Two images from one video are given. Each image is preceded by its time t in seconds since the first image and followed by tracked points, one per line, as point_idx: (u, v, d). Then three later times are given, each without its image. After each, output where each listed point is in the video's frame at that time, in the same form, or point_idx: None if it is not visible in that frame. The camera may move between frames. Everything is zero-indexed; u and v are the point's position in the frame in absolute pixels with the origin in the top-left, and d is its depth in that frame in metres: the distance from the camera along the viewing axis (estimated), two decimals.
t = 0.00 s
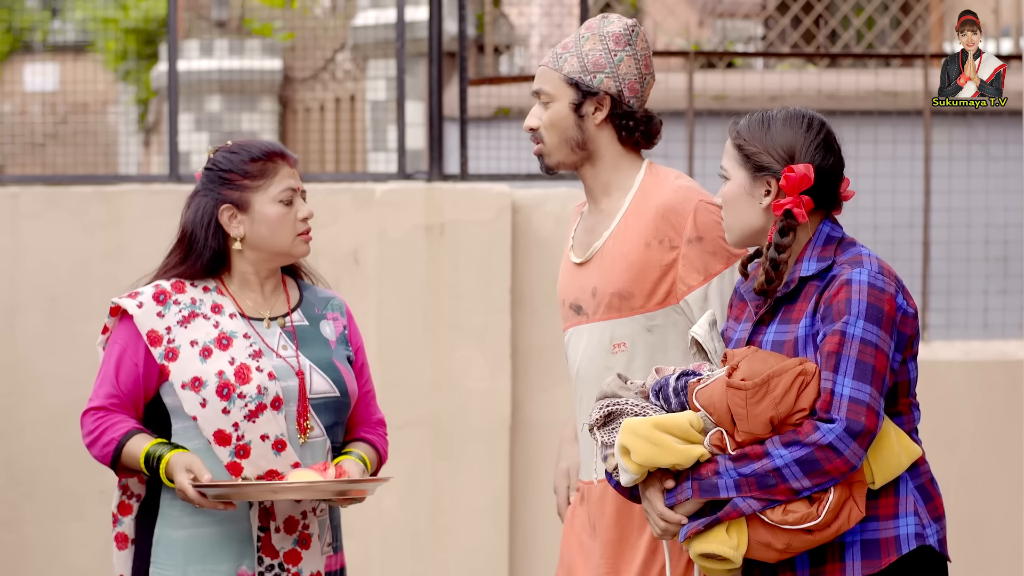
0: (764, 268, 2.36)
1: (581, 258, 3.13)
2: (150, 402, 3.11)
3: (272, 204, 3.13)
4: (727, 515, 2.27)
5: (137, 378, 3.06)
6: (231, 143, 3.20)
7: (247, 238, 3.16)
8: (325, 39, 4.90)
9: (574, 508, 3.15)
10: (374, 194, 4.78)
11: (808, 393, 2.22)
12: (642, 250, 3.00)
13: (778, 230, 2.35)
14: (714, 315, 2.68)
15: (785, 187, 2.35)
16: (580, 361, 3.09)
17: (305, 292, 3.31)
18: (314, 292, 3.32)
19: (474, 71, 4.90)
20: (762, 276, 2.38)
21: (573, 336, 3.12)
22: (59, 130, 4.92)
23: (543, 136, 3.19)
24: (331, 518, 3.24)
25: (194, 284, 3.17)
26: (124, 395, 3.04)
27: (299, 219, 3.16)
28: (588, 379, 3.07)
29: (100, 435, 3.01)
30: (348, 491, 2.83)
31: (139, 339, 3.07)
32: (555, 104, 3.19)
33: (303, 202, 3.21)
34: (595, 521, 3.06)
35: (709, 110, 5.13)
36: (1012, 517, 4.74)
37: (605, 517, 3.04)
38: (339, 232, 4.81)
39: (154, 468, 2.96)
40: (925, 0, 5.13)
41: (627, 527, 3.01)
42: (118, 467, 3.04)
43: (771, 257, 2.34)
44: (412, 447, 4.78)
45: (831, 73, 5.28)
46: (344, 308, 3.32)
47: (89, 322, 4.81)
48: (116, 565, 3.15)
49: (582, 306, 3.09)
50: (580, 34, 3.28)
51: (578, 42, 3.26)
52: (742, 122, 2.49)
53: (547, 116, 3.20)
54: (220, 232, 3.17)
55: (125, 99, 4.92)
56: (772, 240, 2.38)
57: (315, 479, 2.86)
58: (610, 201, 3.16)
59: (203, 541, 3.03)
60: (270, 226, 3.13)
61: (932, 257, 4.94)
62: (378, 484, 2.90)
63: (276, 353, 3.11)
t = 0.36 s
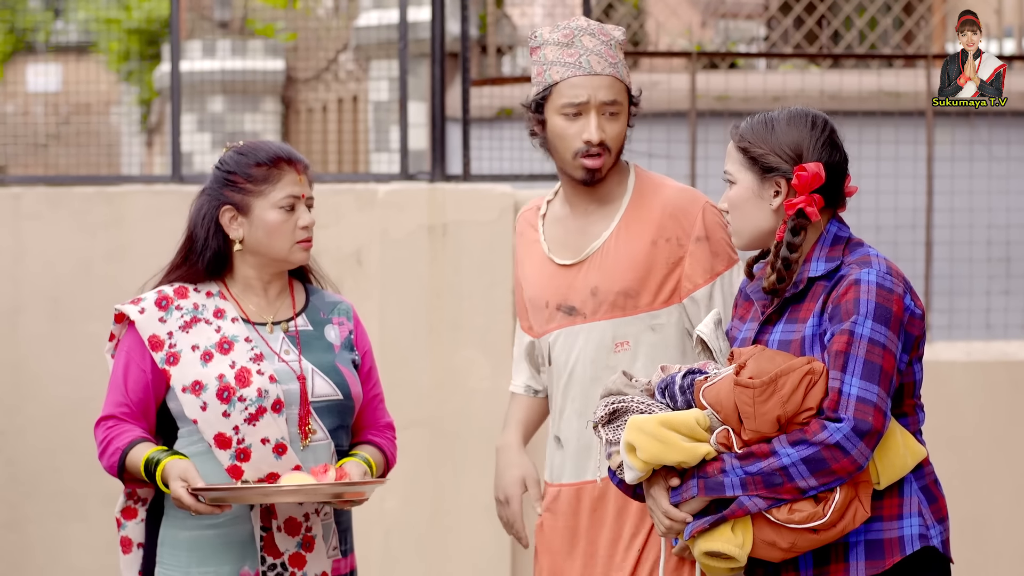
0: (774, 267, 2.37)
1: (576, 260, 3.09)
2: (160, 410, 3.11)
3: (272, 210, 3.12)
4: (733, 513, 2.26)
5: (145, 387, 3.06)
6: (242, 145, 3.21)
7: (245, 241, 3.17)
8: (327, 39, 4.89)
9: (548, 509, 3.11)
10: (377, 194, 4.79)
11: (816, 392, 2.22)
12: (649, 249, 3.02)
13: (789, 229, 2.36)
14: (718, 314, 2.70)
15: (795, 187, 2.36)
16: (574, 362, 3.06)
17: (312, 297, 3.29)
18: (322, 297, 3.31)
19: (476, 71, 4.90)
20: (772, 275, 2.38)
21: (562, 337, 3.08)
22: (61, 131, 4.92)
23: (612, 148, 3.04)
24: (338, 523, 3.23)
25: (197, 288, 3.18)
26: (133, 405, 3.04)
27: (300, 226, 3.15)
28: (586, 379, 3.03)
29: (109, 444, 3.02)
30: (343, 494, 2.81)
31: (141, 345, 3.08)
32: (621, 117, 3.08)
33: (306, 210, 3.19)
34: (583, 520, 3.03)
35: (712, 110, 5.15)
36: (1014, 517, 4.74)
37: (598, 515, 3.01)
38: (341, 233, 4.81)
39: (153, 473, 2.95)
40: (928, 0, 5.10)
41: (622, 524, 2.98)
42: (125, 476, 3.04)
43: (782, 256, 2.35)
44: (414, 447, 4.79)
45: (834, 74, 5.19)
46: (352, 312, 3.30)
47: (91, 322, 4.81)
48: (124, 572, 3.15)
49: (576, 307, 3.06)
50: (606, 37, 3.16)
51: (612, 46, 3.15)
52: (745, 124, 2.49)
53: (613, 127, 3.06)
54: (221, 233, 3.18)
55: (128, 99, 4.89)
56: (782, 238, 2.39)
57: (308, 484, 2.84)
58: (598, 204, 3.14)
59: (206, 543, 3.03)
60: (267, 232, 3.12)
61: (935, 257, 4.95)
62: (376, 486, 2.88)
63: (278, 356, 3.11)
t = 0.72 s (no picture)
0: (777, 267, 2.38)
1: (607, 256, 3.08)
2: (160, 408, 3.11)
3: (272, 210, 3.12)
4: (736, 513, 2.27)
5: (145, 383, 3.06)
6: (241, 146, 3.21)
7: (246, 241, 3.16)
8: (328, 39, 4.89)
9: (557, 508, 3.11)
10: (378, 194, 4.79)
11: (820, 392, 2.22)
12: (682, 251, 3.04)
13: (791, 230, 2.37)
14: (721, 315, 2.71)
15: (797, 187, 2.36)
16: (599, 361, 3.04)
17: (313, 293, 3.29)
18: (323, 293, 3.30)
19: (477, 71, 4.90)
20: (776, 275, 2.38)
21: (589, 334, 3.06)
22: (62, 131, 4.91)
23: (585, 147, 3.02)
24: (341, 520, 3.21)
25: (197, 285, 3.18)
26: (134, 402, 3.04)
27: (300, 226, 3.14)
28: (605, 379, 3.03)
29: (110, 442, 3.02)
30: (339, 492, 2.81)
31: (141, 341, 3.08)
32: (597, 115, 3.04)
33: (306, 209, 3.18)
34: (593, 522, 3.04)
35: (712, 110, 5.13)
36: (1015, 517, 4.74)
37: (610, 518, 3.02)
38: (342, 233, 4.81)
39: (154, 470, 2.94)
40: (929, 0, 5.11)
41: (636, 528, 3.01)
42: (126, 474, 3.04)
43: (784, 256, 2.36)
44: (415, 448, 4.80)
45: (835, 73, 5.20)
46: (355, 309, 3.30)
47: (92, 322, 4.81)
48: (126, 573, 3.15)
49: (604, 305, 3.06)
50: (610, 38, 3.13)
51: (613, 48, 3.11)
52: (749, 122, 2.49)
53: (587, 124, 3.03)
54: (220, 234, 3.18)
55: (128, 99, 4.89)
56: (785, 239, 2.39)
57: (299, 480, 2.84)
58: (626, 200, 3.14)
59: (208, 540, 3.03)
60: (267, 231, 3.12)
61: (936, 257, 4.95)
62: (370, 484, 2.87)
63: (277, 352, 3.11)
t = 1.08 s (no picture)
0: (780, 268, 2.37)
1: (596, 257, 3.11)
2: (163, 405, 3.11)
3: (277, 210, 3.12)
4: (742, 513, 2.26)
5: (150, 379, 3.06)
6: (246, 147, 3.20)
7: (252, 242, 3.16)
8: (330, 39, 4.88)
9: (565, 506, 3.12)
10: (380, 194, 4.79)
11: (825, 392, 2.22)
12: (668, 252, 3.03)
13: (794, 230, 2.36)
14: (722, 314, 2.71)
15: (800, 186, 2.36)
16: (592, 361, 3.08)
17: (317, 289, 3.29)
18: (328, 290, 3.31)
19: (479, 71, 4.90)
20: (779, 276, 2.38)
21: (582, 335, 3.10)
22: (64, 131, 4.91)
23: (563, 142, 3.08)
24: (344, 516, 3.23)
25: (202, 283, 3.18)
26: (138, 398, 3.04)
27: (306, 226, 3.14)
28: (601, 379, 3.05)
29: (114, 438, 3.00)
30: (342, 487, 2.81)
31: (146, 337, 3.08)
32: (577, 111, 3.09)
33: (312, 210, 3.18)
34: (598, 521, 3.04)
35: (715, 111, 5.12)
36: (1018, 517, 4.74)
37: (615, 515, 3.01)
38: (344, 233, 4.81)
39: (159, 467, 2.94)
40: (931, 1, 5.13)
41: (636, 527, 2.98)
42: (131, 471, 3.02)
43: (787, 256, 2.34)
44: (418, 448, 4.80)
45: (837, 73, 5.25)
46: (360, 305, 3.31)
47: (95, 322, 4.81)
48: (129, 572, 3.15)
49: (594, 305, 3.08)
50: (591, 36, 3.17)
51: (593, 45, 3.15)
52: (755, 120, 2.48)
53: (566, 120, 3.09)
54: (226, 235, 3.18)
55: (131, 99, 4.88)
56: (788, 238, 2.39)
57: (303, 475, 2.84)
58: (623, 200, 3.14)
59: (213, 537, 3.03)
60: (273, 232, 3.12)
61: (938, 257, 4.96)
62: (374, 480, 2.88)
63: (283, 347, 3.11)
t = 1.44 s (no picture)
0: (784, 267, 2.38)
1: (608, 258, 3.08)
2: (165, 413, 3.11)
3: (279, 209, 3.12)
4: (744, 516, 2.27)
5: (151, 388, 3.06)
6: (246, 145, 3.20)
7: (253, 241, 3.17)
8: (333, 39, 4.88)
9: (565, 510, 3.10)
10: (382, 194, 4.79)
11: (826, 394, 2.22)
12: (683, 248, 3.06)
13: (797, 229, 2.36)
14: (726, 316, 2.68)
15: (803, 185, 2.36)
16: (604, 362, 3.05)
17: (318, 296, 3.29)
18: (329, 296, 3.31)
19: (482, 71, 4.89)
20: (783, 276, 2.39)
21: (593, 337, 3.06)
22: (67, 131, 4.91)
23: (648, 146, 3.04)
24: (347, 522, 3.22)
25: (202, 288, 3.17)
26: (140, 406, 3.04)
27: (307, 225, 3.14)
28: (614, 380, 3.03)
29: (116, 446, 3.00)
30: (345, 500, 2.79)
31: (147, 346, 3.08)
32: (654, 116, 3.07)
33: (313, 208, 3.18)
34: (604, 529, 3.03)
35: (717, 110, 5.15)
36: (1020, 517, 4.74)
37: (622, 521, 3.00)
38: (347, 233, 4.81)
39: (161, 475, 2.94)
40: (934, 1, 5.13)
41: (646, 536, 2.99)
42: (132, 479, 3.03)
43: (791, 256, 2.36)
44: (420, 448, 4.80)
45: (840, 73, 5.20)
46: (359, 311, 3.31)
47: (97, 323, 4.81)
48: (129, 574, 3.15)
49: (607, 307, 3.06)
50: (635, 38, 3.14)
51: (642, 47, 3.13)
52: (752, 122, 2.49)
53: (648, 124, 3.04)
54: (228, 234, 3.18)
55: (134, 99, 4.89)
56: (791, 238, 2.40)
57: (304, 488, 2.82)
58: (623, 202, 3.15)
59: (214, 543, 3.02)
60: (275, 232, 3.12)
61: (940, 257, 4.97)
62: (376, 490, 2.86)
63: (284, 355, 3.10)
